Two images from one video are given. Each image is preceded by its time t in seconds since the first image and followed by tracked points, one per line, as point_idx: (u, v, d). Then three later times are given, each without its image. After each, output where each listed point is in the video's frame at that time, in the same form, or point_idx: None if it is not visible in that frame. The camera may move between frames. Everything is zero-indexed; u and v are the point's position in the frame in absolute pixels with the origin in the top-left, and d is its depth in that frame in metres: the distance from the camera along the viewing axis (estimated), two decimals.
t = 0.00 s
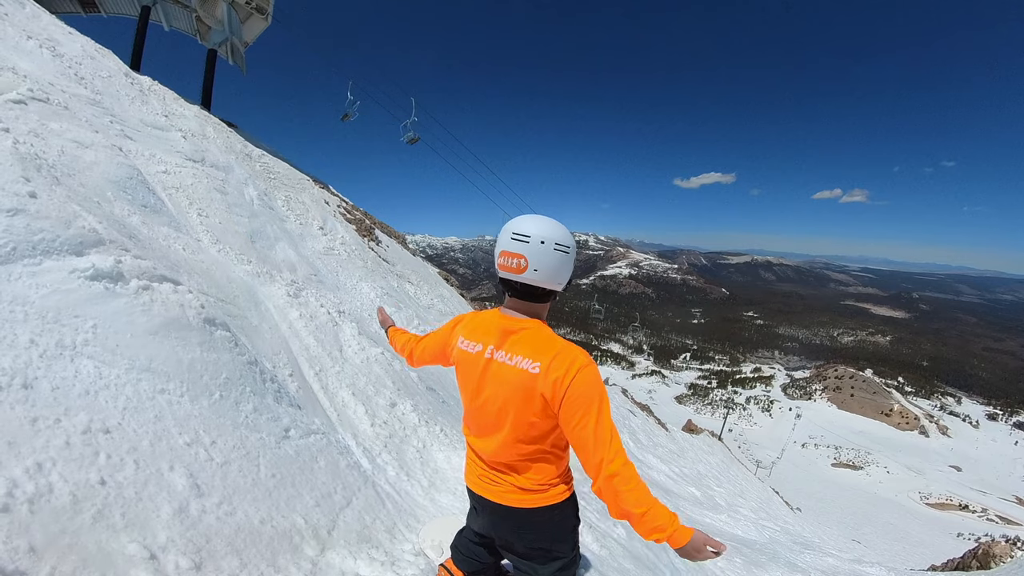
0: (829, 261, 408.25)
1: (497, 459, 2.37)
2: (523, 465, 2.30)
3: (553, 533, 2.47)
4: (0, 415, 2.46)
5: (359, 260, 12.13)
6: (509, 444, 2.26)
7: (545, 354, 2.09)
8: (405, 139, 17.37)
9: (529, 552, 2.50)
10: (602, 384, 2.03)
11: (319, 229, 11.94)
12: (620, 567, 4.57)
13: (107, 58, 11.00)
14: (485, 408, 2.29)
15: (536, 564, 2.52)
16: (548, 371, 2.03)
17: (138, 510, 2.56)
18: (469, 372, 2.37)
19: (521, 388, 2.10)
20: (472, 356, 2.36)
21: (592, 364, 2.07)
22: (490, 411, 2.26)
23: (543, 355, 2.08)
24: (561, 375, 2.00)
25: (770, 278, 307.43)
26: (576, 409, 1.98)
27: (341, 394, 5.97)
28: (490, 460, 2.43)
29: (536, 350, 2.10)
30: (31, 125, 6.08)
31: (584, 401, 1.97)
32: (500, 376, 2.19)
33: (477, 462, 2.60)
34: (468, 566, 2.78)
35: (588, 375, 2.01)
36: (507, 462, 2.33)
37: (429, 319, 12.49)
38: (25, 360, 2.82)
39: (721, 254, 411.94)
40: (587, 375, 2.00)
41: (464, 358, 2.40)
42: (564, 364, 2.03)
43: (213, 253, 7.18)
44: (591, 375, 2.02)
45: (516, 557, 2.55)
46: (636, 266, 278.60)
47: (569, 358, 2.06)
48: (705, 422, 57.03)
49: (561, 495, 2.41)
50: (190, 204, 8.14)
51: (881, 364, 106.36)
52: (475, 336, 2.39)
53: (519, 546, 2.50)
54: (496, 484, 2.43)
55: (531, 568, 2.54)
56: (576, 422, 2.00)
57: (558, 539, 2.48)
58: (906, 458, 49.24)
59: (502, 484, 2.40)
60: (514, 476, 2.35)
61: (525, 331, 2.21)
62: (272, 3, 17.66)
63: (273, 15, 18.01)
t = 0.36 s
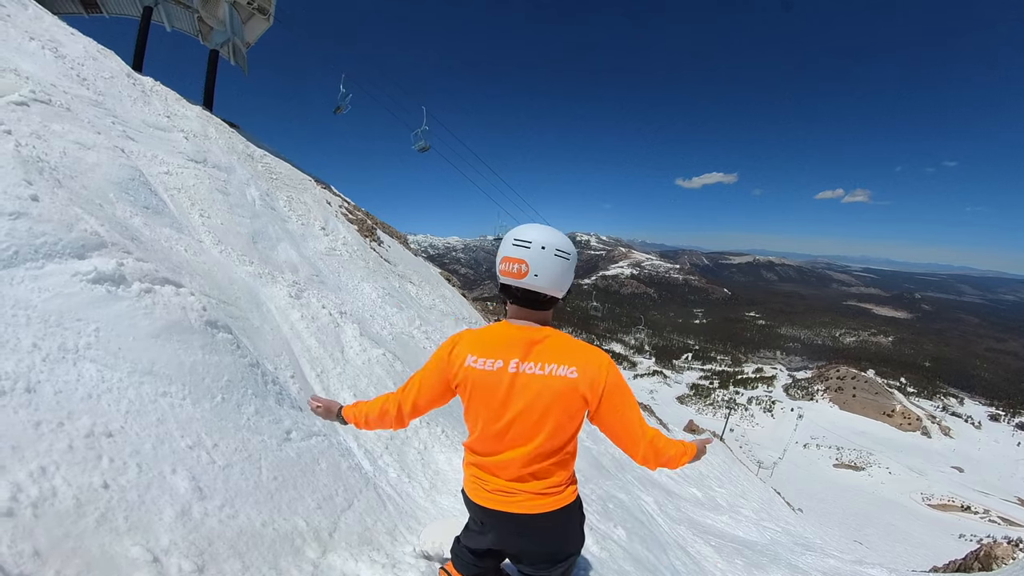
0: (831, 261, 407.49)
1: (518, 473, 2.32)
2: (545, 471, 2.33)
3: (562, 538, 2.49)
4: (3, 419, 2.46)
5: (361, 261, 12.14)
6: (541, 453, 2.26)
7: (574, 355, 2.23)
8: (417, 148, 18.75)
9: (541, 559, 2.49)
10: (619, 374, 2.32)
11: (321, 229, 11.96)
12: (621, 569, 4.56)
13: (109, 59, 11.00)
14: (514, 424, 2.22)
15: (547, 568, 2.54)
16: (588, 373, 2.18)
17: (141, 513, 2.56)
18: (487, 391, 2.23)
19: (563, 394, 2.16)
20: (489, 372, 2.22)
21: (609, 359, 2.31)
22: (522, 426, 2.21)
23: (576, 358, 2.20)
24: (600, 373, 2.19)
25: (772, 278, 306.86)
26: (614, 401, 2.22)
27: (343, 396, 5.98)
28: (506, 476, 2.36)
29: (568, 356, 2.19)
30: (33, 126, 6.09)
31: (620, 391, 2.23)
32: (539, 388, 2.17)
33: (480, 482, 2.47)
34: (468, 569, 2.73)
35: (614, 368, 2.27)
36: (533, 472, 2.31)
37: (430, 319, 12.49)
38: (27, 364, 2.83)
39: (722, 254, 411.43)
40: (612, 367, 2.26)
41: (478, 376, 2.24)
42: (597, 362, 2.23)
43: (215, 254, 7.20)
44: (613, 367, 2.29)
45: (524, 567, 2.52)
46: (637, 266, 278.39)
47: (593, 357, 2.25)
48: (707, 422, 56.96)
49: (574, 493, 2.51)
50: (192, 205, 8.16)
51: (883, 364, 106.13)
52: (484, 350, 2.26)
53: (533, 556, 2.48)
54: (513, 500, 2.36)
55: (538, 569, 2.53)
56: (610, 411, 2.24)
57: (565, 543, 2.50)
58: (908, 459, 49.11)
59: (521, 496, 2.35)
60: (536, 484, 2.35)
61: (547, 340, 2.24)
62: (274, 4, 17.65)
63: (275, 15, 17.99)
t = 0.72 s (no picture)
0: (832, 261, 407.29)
1: (506, 470, 2.33)
2: (533, 469, 2.34)
3: (554, 539, 2.49)
4: (3, 416, 2.47)
5: (362, 260, 12.16)
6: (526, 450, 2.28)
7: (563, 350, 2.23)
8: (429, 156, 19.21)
9: (533, 560, 2.50)
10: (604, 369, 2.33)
11: (322, 228, 11.98)
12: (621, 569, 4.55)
13: (110, 59, 11.00)
14: (498, 419, 2.23)
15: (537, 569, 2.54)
16: (571, 368, 2.18)
17: (141, 512, 2.56)
18: (473, 385, 2.24)
19: (545, 391, 2.16)
20: (478, 365, 2.24)
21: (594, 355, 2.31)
22: (506, 422, 2.22)
23: (560, 354, 2.20)
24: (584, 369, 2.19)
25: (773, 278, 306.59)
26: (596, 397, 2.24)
27: (344, 395, 5.98)
28: (496, 472, 2.37)
29: (551, 352, 2.20)
30: (34, 125, 6.11)
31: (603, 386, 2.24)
32: (522, 383, 2.17)
33: (471, 476, 2.50)
34: (468, 568, 2.76)
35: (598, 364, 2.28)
36: (519, 469, 2.32)
37: (431, 319, 12.48)
38: (28, 362, 2.83)
39: (723, 255, 411.30)
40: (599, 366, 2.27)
41: (466, 370, 2.26)
42: (581, 359, 2.24)
43: (216, 254, 7.21)
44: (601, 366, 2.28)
45: (517, 567, 2.54)
46: (638, 266, 278.25)
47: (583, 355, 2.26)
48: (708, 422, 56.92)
49: (565, 494, 2.51)
50: (193, 204, 8.18)
51: (884, 365, 106.00)
52: (474, 343, 2.29)
53: (523, 556, 2.49)
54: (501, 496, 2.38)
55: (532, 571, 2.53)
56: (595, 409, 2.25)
57: (556, 544, 2.50)
58: (909, 459, 49.06)
59: (508, 494, 2.36)
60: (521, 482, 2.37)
61: (533, 334, 2.24)
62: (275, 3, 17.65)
63: (276, 15, 18.00)
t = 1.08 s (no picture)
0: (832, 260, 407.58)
1: (489, 463, 2.35)
2: (517, 467, 2.32)
3: (543, 538, 2.48)
4: (4, 415, 2.47)
5: (361, 259, 12.17)
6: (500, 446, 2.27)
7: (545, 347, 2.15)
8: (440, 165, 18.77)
9: (522, 557, 2.51)
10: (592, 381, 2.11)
11: (322, 228, 11.99)
12: (620, 568, 4.56)
13: (109, 58, 11.00)
14: (477, 411, 2.28)
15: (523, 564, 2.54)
16: (543, 373, 2.06)
17: (141, 510, 2.57)
18: (460, 375, 2.34)
19: (514, 390, 2.12)
20: (465, 356, 2.33)
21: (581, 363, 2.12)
22: (483, 414, 2.24)
23: (537, 354, 2.09)
24: (560, 376, 2.05)
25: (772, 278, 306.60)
26: (568, 409, 2.06)
27: (343, 394, 5.99)
28: (484, 465, 2.40)
29: (528, 351, 2.12)
30: (34, 125, 6.12)
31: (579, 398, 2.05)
32: (496, 379, 2.17)
33: (465, 467, 2.57)
34: (466, 567, 2.79)
35: (581, 371, 2.08)
36: (502, 465, 2.32)
37: (431, 319, 12.51)
38: (27, 361, 2.83)
39: (723, 254, 411.57)
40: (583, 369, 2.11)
41: (457, 359, 2.36)
42: (559, 365, 2.08)
43: (215, 253, 7.21)
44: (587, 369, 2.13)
45: (508, 564, 2.55)
46: (638, 266, 278.39)
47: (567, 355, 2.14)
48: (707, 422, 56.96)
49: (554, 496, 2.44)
50: (192, 203, 8.18)
51: (883, 364, 106.15)
52: (467, 335, 2.38)
53: (510, 553, 2.50)
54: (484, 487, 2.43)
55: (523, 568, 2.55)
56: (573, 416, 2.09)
57: (546, 543, 2.50)
58: (908, 458, 49.11)
59: (493, 489, 2.38)
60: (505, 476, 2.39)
61: (515, 330, 2.23)
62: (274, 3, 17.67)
63: (275, 15, 18.03)
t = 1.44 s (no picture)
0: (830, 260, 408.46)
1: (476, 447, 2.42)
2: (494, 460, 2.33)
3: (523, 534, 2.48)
4: (2, 415, 2.47)
5: (360, 258, 12.17)
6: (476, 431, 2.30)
7: (516, 339, 2.09)
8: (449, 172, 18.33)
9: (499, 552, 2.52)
10: (552, 384, 1.95)
11: (321, 227, 11.98)
12: (619, 566, 4.56)
13: (107, 57, 10.95)
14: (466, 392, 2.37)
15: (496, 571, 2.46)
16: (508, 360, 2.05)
17: (140, 509, 2.57)
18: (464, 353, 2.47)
19: (484, 374, 2.16)
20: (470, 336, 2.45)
21: (550, 362, 2.00)
22: (468, 397, 2.32)
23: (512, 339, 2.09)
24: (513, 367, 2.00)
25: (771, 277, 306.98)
26: (513, 404, 1.95)
27: (342, 393, 5.99)
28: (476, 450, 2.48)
29: (508, 338, 2.13)
30: (32, 124, 6.10)
31: (527, 394, 1.93)
32: (478, 363, 2.23)
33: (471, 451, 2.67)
34: (467, 564, 2.82)
35: (539, 371, 1.95)
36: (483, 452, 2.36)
37: (430, 318, 12.51)
38: (26, 360, 2.82)
39: (721, 253, 412.23)
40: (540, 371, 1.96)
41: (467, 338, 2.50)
42: (522, 358, 2.01)
43: (214, 252, 7.19)
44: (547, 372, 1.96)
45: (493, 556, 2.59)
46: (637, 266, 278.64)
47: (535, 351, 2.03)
48: (706, 421, 57.05)
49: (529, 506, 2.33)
50: (191, 203, 8.17)
51: (881, 363, 106.40)
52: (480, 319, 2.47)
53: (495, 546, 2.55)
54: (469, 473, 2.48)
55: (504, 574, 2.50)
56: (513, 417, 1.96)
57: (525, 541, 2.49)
58: (906, 457, 49.22)
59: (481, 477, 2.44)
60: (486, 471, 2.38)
61: (513, 316, 2.27)
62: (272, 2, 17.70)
63: (273, 13, 18.06)
